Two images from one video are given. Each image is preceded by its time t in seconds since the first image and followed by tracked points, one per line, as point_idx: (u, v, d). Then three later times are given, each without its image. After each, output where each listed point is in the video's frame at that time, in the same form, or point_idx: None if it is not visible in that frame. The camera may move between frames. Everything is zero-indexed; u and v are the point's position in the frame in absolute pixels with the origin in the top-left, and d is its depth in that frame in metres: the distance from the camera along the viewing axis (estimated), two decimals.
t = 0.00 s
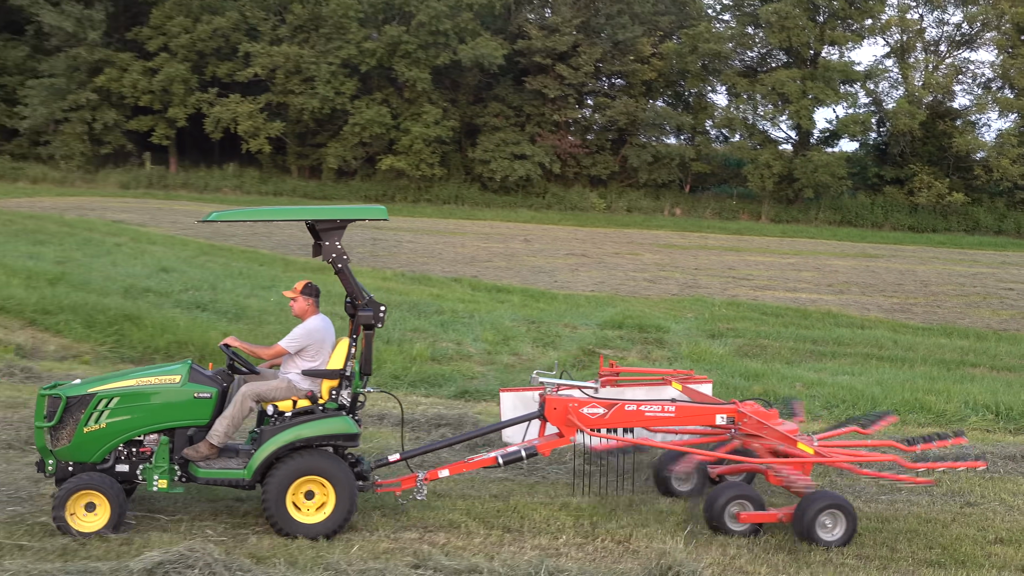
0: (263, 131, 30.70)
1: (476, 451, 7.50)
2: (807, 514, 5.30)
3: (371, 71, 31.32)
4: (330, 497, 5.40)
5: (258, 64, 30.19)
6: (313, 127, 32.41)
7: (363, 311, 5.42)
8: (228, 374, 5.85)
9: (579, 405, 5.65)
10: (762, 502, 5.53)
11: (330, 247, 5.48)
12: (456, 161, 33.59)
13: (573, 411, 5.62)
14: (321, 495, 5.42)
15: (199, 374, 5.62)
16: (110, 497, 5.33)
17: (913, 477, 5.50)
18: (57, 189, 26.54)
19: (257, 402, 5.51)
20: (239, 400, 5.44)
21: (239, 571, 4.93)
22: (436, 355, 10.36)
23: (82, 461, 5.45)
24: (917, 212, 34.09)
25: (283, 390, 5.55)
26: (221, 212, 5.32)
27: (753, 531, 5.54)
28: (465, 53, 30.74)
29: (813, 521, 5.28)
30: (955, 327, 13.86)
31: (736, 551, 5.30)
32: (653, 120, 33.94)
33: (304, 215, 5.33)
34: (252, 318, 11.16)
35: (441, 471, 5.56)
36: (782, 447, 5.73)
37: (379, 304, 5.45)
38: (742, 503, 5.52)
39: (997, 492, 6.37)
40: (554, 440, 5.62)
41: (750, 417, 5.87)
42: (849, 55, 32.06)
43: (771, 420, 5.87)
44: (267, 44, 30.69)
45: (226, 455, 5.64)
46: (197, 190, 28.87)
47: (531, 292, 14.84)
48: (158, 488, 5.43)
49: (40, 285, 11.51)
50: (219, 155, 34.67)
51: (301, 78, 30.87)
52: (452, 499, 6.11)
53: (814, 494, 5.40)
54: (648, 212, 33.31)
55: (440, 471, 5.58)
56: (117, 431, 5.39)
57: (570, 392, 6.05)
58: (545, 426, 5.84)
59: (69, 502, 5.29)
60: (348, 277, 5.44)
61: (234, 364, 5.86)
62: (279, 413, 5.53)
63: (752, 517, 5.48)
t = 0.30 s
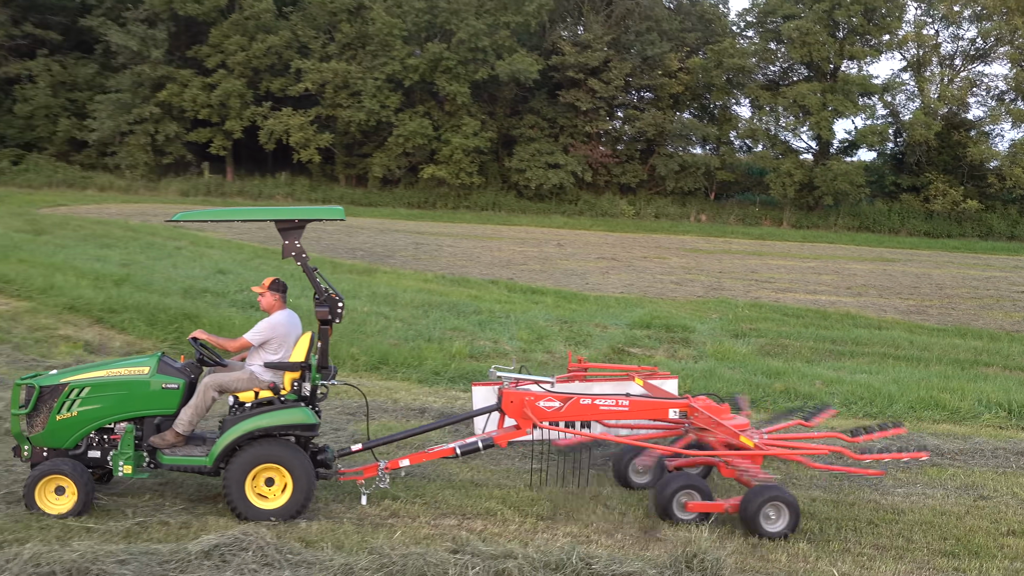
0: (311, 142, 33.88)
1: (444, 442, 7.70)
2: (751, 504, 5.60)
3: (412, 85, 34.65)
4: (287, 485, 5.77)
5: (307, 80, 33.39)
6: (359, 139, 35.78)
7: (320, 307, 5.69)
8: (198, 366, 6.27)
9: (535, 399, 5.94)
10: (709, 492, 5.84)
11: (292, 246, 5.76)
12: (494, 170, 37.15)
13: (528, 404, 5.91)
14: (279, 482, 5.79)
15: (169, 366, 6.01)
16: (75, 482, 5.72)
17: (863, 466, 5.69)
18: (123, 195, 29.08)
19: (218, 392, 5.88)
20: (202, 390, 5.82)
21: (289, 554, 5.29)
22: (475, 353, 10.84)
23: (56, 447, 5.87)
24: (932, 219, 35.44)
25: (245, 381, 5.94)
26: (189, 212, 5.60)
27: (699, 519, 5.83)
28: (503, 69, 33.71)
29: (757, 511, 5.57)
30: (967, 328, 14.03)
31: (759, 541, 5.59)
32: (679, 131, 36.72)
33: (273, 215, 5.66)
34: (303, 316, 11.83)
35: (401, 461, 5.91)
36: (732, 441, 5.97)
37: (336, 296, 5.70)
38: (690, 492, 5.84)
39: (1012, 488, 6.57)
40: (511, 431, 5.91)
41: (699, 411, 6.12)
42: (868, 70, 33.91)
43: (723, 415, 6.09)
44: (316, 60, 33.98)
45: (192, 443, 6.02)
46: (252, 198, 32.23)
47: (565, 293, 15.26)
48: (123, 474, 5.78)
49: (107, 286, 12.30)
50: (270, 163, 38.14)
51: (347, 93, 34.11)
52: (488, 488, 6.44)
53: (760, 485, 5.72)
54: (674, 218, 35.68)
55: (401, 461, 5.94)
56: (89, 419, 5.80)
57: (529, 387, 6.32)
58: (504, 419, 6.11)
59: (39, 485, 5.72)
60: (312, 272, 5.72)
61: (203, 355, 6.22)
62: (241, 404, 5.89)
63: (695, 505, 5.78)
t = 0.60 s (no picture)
0: (363, 153, 34.79)
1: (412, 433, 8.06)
2: (706, 498, 5.87)
3: (458, 98, 35.42)
4: (257, 470, 6.11)
5: (361, 94, 34.13)
6: (407, 149, 36.72)
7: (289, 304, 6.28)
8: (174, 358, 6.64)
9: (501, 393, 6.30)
10: (667, 486, 6.01)
11: (263, 244, 6.42)
12: (536, 178, 38.00)
13: (494, 398, 6.26)
14: (249, 469, 6.13)
15: (148, 359, 6.41)
16: (56, 467, 6.12)
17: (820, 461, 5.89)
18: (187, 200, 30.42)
19: (192, 384, 6.26)
20: (175, 382, 6.21)
21: (341, 539, 5.64)
22: (516, 351, 11.30)
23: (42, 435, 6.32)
24: (956, 225, 35.32)
25: (218, 373, 6.31)
26: (158, 215, 6.12)
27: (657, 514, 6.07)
28: (543, 83, 34.68)
29: (712, 505, 5.85)
30: (992, 330, 14.08)
31: (788, 533, 5.85)
32: (712, 141, 37.12)
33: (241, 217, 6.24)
34: (353, 317, 12.40)
35: (372, 450, 6.25)
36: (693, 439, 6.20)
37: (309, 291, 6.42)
38: (648, 486, 6.01)
39: None
40: (477, 423, 6.16)
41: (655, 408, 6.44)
42: (894, 81, 33.93)
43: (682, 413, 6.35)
44: (369, 76, 34.70)
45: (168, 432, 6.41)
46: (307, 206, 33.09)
47: (601, 295, 15.60)
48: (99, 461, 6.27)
49: (173, 287, 13.12)
50: (326, 172, 38.78)
51: (398, 106, 34.79)
52: (528, 480, 6.78)
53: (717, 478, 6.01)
54: (708, 225, 36.24)
55: (373, 450, 6.27)
56: (70, 408, 6.23)
57: (497, 381, 6.68)
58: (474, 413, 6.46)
59: (21, 471, 6.11)
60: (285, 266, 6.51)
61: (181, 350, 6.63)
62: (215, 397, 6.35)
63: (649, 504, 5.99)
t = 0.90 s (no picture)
0: (431, 162, 36.76)
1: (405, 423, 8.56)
2: (682, 488, 6.06)
3: (520, 110, 37.20)
4: (250, 455, 6.58)
5: (428, 106, 36.12)
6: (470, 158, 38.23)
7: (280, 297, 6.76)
8: (182, 350, 7.25)
9: (489, 386, 6.72)
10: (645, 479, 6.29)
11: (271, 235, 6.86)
12: (591, 186, 38.90)
13: (482, 391, 6.69)
14: (243, 454, 6.60)
15: (156, 348, 7.00)
16: (68, 446, 6.75)
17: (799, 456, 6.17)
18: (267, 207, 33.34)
19: (196, 374, 6.86)
20: (180, 371, 6.79)
21: (407, 526, 6.00)
22: (572, 350, 11.71)
23: (59, 417, 6.94)
24: (1005, 232, 34.71)
25: (218, 364, 6.89)
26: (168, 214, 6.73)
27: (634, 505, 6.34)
28: (599, 94, 35.76)
29: (688, 494, 6.03)
30: None
31: (836, 529, 6.05)
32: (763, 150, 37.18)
33: (240, 216, 6.61)
34: (419, 316, 12.98)
35: (365, 437, 6.69)
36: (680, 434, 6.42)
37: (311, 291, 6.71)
38: (626, 478, 6.29)
39: None
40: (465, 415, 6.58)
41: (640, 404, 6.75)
42: (944, 91, 33.61)
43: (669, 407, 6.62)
44: (435, 89, 36.55)
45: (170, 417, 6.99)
46: (377, 212, 35.80)
47: (654, 298, 15.84)
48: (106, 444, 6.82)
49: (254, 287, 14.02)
50: (396, 180, 40.86)
51: (463, 118, 36.78)
52: (584, 473, 7.08)
53: (697, 470, 6.19)
54: (758, 230, 36.11)
55: (365, 438, 6.70)
56: (83, 393, 6.84)
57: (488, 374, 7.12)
58: (463, 406, 6.89)
59: (37, 447, 6.73)
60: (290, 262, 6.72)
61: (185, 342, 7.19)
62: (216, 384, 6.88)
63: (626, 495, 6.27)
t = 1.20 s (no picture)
0: (486, 169, 38.27)
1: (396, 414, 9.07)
2: (653, 480, 6.39)
3: (572, 121, 38.09)
4: (246, 439, 7.10)
5: (484, 117, 37.64)
6: (525, 166, 39.76)
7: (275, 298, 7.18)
8: (188, 341, 7.82)
9: (473, 378, 6.92)
10: (620, 470, 6.61)
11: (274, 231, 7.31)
12: (641, 193, 39.34)
13: (466, 383, 6.88)
14: (240, 438, 7.12)
15: (163, 340, 7.60)
16: (77, 427, 7.28)
17: (773, 449, 6.29)
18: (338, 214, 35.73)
19: (197, 363, 7.41)
20: (182, 360, 7.35)
21: (463, 515, 6.32)
22: (621, 349, 12.00)
23: (76, 403, 7.59)
24: None
25: (219, 353, 7.46)
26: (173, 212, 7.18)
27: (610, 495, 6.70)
28: (649, 105, 36.19)
29: (657, 486, 6.36)
30: None
31: (878, 525, 6.25)
32: (808, 158, 36.67)
33: (240, 217, 6.99)
34: (475, 315, 13.43)
35: (358, 425, 7.18)
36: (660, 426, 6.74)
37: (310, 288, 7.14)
38: (601, 468, 6.62)
39: None
40: (451, 405, 6.82)
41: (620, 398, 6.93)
42: (988, 98, 33.02)
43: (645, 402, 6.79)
44: (492, 101, 38.21)
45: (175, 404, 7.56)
46: (438, 217, 37.17)
47: (701, 300, 16.00)
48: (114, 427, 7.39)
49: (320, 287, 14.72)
50: (455, 187, 42.74)
51: (518, 128, 37.91)
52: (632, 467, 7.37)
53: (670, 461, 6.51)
54: (803, 235, 36.43)
55: (357, 426, 7.20)
56: (97, 380, 7.48)
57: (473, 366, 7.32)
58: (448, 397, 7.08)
59: (51, 429, 7.29)
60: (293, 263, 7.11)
61: (190, 333, 7.76)
62: (218, 372, 7.45)
63: (600, 484, 6.59)
